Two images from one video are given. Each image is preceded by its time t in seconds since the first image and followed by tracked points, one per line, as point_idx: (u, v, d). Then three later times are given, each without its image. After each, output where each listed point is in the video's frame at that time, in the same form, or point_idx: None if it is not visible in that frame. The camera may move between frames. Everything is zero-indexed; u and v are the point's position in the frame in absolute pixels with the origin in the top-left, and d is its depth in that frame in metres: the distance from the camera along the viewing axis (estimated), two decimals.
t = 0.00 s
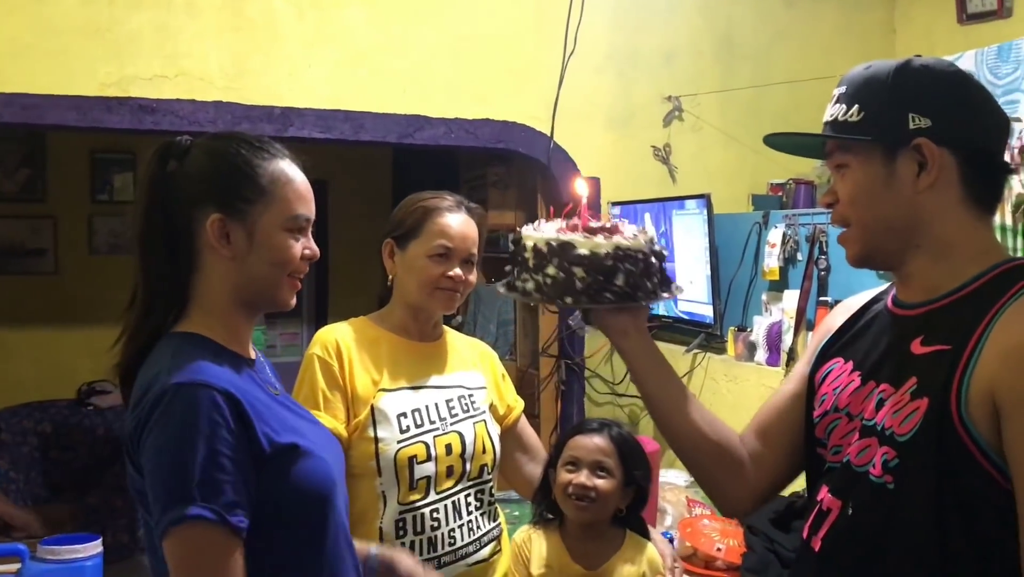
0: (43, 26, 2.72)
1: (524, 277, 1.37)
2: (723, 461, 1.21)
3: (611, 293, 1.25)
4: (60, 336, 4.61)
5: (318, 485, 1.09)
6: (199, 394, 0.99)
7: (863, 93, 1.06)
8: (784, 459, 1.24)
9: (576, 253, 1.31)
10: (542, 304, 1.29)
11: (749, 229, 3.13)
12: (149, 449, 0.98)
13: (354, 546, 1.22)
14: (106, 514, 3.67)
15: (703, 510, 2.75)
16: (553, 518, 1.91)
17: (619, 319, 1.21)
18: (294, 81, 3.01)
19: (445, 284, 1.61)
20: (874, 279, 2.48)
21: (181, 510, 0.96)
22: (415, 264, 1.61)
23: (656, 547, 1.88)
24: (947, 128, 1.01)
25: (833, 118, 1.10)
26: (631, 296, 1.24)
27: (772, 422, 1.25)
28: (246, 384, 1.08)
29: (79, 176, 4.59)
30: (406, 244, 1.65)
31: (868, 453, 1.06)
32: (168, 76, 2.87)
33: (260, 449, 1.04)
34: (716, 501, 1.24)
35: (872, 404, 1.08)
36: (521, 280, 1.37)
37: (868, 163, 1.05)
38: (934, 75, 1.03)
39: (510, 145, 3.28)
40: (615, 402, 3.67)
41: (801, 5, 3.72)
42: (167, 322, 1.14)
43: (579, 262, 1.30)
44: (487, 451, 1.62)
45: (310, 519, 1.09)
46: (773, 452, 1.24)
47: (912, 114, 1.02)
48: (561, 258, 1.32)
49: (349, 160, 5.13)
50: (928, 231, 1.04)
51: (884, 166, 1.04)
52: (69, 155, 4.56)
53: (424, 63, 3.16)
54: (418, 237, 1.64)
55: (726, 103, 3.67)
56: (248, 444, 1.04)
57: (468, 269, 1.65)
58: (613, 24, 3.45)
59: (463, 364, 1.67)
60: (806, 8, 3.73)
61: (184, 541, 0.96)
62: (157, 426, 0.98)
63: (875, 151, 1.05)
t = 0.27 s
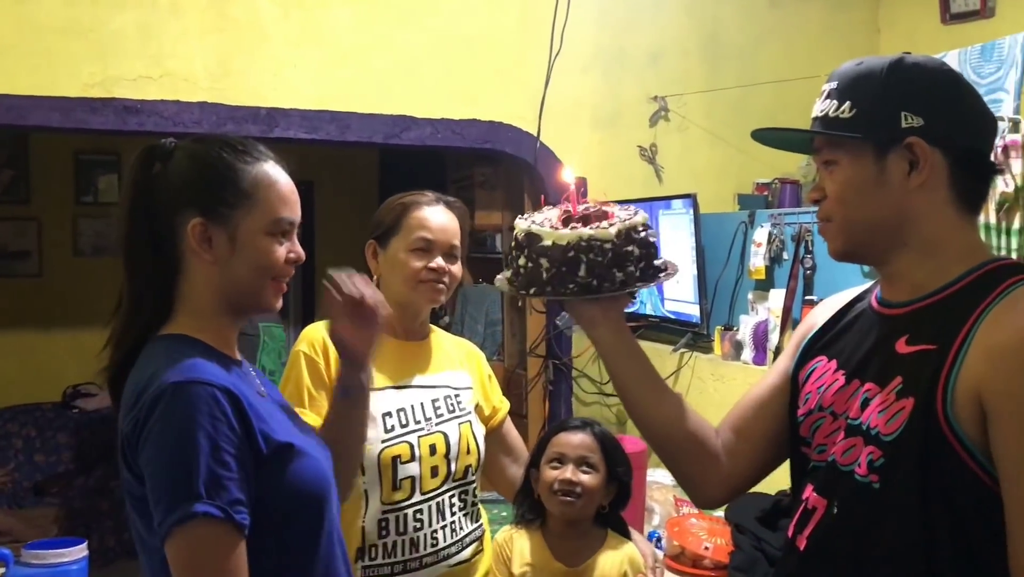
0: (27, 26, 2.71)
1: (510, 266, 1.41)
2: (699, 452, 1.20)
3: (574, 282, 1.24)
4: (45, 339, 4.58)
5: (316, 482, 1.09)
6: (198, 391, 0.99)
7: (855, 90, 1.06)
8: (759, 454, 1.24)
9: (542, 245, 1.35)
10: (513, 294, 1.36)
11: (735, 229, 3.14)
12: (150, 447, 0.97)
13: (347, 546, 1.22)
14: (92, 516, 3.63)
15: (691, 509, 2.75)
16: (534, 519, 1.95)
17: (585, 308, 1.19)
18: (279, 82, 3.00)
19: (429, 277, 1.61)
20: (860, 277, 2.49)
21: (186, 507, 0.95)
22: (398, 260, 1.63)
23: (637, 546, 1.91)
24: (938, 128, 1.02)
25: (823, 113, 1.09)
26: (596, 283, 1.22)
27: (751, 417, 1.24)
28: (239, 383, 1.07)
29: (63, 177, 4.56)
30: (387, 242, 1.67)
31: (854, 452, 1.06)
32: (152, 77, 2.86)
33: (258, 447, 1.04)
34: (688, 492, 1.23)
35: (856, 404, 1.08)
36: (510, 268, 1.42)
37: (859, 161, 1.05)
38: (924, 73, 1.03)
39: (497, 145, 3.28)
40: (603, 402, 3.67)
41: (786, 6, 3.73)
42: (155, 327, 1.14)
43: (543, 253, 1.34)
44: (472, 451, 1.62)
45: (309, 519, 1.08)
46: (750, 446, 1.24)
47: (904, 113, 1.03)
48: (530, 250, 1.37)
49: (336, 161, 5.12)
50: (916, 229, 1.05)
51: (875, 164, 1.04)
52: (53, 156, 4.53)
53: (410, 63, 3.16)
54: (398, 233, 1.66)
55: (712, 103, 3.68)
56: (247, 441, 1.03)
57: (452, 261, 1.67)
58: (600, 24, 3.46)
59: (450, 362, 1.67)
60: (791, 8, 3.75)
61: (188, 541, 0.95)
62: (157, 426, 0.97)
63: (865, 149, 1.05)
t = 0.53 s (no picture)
0: (9, 29, 2.69)
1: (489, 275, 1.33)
2: (681, 456, 1.20)
3: (547, 293, 1.18)
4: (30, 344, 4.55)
5: (295, 488, 1.08)
6: (169, 399, 0.98)
7: (834, 94, 1.06)
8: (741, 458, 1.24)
9: (517, 254, 1.27)
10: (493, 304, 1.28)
11: (722, 230, 3.15)
12: (120, 457, 0.97)
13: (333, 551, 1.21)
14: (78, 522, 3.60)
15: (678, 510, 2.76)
16: (518, 522, 1.99)
17: (562, 314, 1.16)
18: (264, 85, 2.99)
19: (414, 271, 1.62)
20: (845, 279, 2.50)
21: (153, 516, 0.94)
22: (382, 258, 1.64)
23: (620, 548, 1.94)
24: (917, 130, 1.02)
25: (801, 117, 1.10)
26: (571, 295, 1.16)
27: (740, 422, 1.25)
28: (217, 391, 1.07)
29: (47, 181, 4.53)
30: (371, 242, 1.68)
31: (838, 455, 1.06)
32: (137, 80, 2.84)
33: (233, 454, 1.04)
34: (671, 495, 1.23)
35: (840, 406, 1.08)
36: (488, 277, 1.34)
37: (839, 163, 1.05)
38: (902, 76, 1.04)
39: (483, 147, 3.28)
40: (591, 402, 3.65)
41: (771, 7, 3.75)
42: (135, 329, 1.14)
43: (520, 262, 1.26)
44: (456, 454, 1.62)
45: (286, 524, 1.08)
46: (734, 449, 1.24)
47: (884, 115, 1.03)
48: (506, 258, 1.29)
49: (322, 164, 5.11)
50: (897, 231, 1.05)
51: (855, 167, 1.04)
52: (37, 159, 4.50)
53: (395, 66, 3.15)
54: (380, 233, 1.67)
55: (698, 105, 3.69)
56: (221, 448, 1.03)
57: (437, 257, 1.68)
58: (585, 26, 3.46)
59: (435, 365, 1.66)
60: (776, 10, 3.76)
61: (156, 549, 0.94)
62: (128, 434, 0.97)
63: (845, 152, 1.05)
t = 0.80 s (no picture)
0: None
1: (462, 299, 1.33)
2: (669, 465, 1.20)
3: (525, 312, 1.19)
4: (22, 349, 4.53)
5: (281, 496, 1.07)
6: (153, 401, 0.98)
7: (824, 96, 1.06)
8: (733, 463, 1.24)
9: (491, 276, 1.27)
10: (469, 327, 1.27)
11: (714, 231, 3.15)
12: (102, 459, 0.97)
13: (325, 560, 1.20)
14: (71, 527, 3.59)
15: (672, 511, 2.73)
16: (511, 525, 2.01)
17: (541, 332, 1.18)
18: (256, 88, 2.98)
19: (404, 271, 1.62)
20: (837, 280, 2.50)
21: (127, 517, 0.94)
22: (370, 261, 1.63)
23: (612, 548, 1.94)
24: (907, 131, 1.02)
25: (790, 120, 1.10)
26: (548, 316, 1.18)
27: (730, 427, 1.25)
28: (207, 395, 1.07)
29: (38, 186, 4.51)
30: (358, 247, 1.67)
31: (834, 456, 1.06)
32: (127, 84, 2.84)
33: (218, 458, 1.03)
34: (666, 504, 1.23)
35: (834, 408, 1.08)
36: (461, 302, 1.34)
37: (830, 166, 1.06)
38: (891, 77, 1.04)
39: (475, 149, 3.29)
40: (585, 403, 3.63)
41: (762, 8, 3.75)
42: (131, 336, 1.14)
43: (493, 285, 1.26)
44: (448, 455, 1.62)
45: (271, 531, 1.07)
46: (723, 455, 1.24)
47: (874, 117, 1.03)
48: (479, 281, 1.29)
49: (314, 167, 5.10)
50: (887, 233, 1.05)
51: (846, 169, 1.05)
52: (28, 163, 4.48)
53: (387, 68, 3.15)
54: (368, 236, 1.67)
55: (690, 106, 3.69)
56: (205, 451, 1.02)
57: (424, 258, 1.68)
58: (577, 28, 3.46)
59: (426, 368, 1.66)
60: (767, 11, 3.76)
61: (131, 552, 0.94)
62: (111, 435, 0.97)
63: (836, 154, 1.05)
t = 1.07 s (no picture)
0: None
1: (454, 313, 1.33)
2: (676, 473, 1.19)
3: (528, 322, 1.18)
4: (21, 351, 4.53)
5: (287, 496, 1.07)
6: (162, 401, 0.99)
7: (821, 92, 1.06)
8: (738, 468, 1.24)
9: (487, 289, 1.28)
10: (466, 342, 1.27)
11: (713, 229, 3.16)
12: (110, 458, 0.97)
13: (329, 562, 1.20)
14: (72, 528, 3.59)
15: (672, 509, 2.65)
16: (510, 524, 2.01)
17: (540, 345, 1.14)
18: (255, 88, 2.99)
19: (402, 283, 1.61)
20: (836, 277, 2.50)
21: (133, 517, 0.94)
22: (370, 267, 1.63)
23: (610, 548, 1.93)
24: (904, 128, 1.03)
25: (788, 117, 1.10)
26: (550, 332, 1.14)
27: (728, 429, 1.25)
28: (215, 396, 1.07)
29: (38, 188, 4.51)
30: (360, 249, 1.67)
31: (838, 453, 1.07)
32: (127, 85, 2.84)
33: (225, 458, 1.04)
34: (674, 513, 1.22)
35: (836, 405, 1.09)
36: (454, 315, 1.34)
37: (829, 163, 1.06)
38: (887, 74, 1.05)
39: (475, 149, 3.29)
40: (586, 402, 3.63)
41: (760, 7, 3.75)
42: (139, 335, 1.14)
43: (489, 298, 1.27)
44: (445, 451, 1.62)
45: (277, 531, 1.07)
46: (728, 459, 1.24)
47: (871, 113, 1.04)
48: (475, 296, 1.29)
49: (313, 167, 5.10)
50: (884, 230, 1.06)
51: (844, 166, 1.05)
52: (27, 165, 4.48)
53: (386, 68, 3.15)
54: (371, 240, 1.66)
55: (689, 105, 3.69)
56: (212, 452, 1.03)
57: (423, 267, 1.67)
58: (575, 28, 3.47)
59: (422, 367, 1.66)
60: (765, 9, 3.77)
61: (136, 551, 0.94)
62: (119, 433, 0.97)
63: (834, 151, 1.06)
